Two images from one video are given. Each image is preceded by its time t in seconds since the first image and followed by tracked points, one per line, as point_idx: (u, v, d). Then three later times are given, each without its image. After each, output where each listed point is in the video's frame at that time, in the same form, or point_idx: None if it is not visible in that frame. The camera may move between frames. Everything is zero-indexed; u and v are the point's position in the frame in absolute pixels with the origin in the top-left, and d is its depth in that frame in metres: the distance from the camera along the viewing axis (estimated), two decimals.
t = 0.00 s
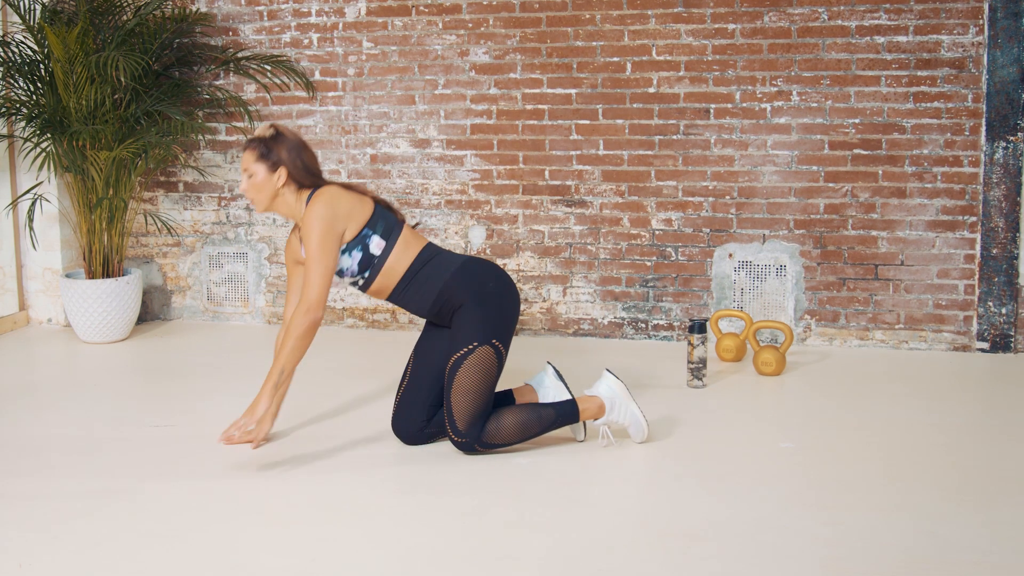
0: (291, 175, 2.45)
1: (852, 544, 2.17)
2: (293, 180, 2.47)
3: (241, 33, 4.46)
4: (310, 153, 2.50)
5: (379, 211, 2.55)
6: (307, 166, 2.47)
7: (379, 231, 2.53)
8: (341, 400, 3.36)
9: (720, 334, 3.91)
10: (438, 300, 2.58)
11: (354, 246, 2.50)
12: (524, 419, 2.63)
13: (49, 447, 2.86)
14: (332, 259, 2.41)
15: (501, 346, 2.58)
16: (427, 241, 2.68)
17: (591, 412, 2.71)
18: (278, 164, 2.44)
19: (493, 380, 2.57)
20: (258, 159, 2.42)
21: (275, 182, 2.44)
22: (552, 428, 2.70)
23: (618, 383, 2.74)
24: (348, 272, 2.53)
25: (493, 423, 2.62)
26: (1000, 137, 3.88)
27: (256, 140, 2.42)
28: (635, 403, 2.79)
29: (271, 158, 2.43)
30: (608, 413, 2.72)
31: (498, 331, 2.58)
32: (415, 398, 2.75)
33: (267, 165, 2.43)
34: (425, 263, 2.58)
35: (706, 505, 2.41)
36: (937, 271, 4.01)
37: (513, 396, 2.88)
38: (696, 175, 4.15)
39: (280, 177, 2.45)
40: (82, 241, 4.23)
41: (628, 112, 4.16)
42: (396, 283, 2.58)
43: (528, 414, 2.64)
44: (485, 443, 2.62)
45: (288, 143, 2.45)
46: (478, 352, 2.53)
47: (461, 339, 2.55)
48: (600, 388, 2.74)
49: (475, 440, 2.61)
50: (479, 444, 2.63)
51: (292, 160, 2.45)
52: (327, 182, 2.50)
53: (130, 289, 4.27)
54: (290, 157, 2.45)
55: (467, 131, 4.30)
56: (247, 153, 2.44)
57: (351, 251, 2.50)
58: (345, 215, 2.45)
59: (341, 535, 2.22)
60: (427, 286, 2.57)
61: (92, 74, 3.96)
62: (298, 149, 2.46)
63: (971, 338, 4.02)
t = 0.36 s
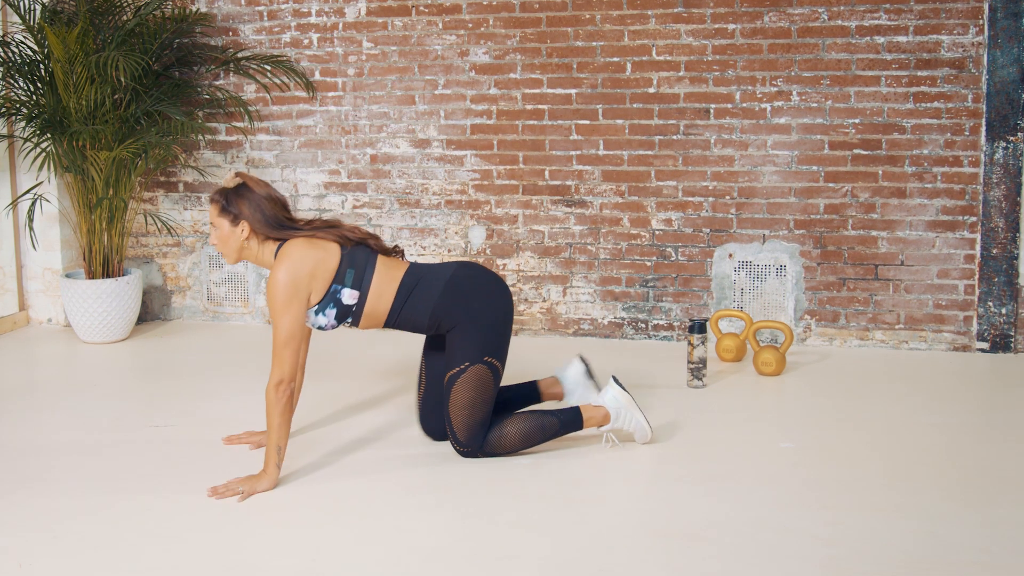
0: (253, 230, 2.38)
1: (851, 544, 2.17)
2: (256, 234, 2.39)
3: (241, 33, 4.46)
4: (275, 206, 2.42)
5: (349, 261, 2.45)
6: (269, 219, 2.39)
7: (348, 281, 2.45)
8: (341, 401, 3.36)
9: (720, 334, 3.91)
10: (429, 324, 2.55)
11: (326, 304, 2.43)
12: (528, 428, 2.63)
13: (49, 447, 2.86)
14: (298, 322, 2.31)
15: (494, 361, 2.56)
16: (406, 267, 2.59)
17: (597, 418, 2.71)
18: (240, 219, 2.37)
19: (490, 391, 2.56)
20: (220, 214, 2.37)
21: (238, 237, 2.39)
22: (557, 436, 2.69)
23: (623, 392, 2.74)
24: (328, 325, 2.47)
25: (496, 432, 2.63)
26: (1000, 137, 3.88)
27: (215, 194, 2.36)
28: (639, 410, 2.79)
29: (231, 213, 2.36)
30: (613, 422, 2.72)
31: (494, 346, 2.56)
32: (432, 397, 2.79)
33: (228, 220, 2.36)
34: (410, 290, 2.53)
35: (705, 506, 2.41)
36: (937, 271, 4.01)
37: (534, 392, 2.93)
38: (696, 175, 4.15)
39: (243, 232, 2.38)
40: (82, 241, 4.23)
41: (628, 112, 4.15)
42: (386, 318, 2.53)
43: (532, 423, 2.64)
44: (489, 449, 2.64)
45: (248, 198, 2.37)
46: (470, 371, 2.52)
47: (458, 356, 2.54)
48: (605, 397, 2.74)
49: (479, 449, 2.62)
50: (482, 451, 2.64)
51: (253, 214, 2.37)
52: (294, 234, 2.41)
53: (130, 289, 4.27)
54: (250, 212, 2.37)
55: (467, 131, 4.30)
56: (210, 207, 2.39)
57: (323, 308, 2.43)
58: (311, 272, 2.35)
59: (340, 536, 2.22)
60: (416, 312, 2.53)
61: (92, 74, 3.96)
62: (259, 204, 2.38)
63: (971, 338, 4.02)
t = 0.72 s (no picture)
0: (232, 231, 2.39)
1: (851, 544, 2.17)
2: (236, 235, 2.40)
3: (242, 33, 4.46)
4: (254, 208, 2.42)
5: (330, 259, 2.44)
6: (247, 219, 2.39)
7: (333, 285, 2.43)
8: (341, 401, 3.37)
9: (720, 334, 3.91)
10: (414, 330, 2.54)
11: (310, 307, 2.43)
12: (531, 430, 2.63)
13: (49, 447, 2.86)
14: (284, 324, 2.31)
15: (485, 367, 2.51)
16: (390, 268, 2.56)
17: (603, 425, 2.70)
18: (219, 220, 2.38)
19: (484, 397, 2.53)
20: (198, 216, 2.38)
21: (218, 238, 2.40)
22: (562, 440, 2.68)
23: (629, 401, 2.71)
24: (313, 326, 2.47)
25: (500, 432, 2.62)
26: (1000, 137, 3.88)
27: (194, 196, 2.38)
28: (643, 414, 2.77)
29: (210, 214, 2.37)
30: (618, 429, 2.71)
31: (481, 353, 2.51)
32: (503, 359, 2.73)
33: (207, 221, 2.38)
34: (393, 298, 2.51)
35: (705, 506, 2.41)
36: (938, 271, 4.01)
37: (655, 352, 2.76)
38: (696, 175, 4.15)
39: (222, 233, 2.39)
40: (82, 241, 4.23)
41: (628, 112, 4.16)
42: (370, 323, 2.53)
43: (537, 426, 2.63)
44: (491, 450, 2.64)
45: (226, 199, 2.38)
46: (458, 378, 2.49)
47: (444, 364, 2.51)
48: (610, 405, 2.71)
49: (479, 448, 2.62)
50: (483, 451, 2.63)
51: (231, 215, 2.38)
52: (274, 234, 2.41)
53: (130, 289, 4.27)
54: (227, 212, 2.38)
55: (467, 131, 4.30)
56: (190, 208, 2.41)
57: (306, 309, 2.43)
58: (295, 273, 2.35)
59: (340, 536, 2.22)
60: (401, 319, 2.52)
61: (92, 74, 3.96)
62: (236, 204, 2.39)
63: (971, 338, 4.02)
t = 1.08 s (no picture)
0: (222, 236, 2.41)
1: (851, 544, 2.17)
2: (226, 241, 2.42)
3: (242, 33, 4.46)
4: (242, 211, 2.43)
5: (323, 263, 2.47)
6: (236, 224, 2.41)
7: (330, 292, 2.47)
8: (342, 401, 3.37)
9: (721, 334, 3.91)
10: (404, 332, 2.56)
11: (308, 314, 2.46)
12: (530, 430, 2.62)
13: (50, 447, 2.87)
14: (290, 322, 2.31)
15: (476, 366, 2.48)
16: (380, 273, 2.60)
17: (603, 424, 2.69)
18: (208, 227, 2.40)
19: (479, 396, 2.50)
20: (188, 223, 2.40)
21: (210, 244, 2.42)
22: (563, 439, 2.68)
23: (631, 403, 2.70)
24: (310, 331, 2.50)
25: (500, 431, 2.62)
26: (1002, 137, 3.88)
27: (182, 204, 2.40)
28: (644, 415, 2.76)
29: (199, 221, 2.40)
30: (619, 429, 2.71)
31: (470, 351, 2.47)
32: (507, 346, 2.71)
33: (197, 228, 2.40)
34: (382, 300, 2.54)
35: (705, 506, 2.41)
36: (939, 271, 4.01)
37: (677, 374, 2.76)
38: (697, 175, 4.15)
39: (213, 239, 2.42)
40: (83, 241, 4.23)
41: (629, 112, 4.15)
42: (363, 329, 2.56)
43: (537, 426, 2.62)
44: (489, 450, 2.63)
45: (213, 205, 2.40)
46: (449, 378, 2.46)
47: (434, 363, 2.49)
48: (610, 405, 2.71)
49: (478, 447, 2.61)
50: (482, 450, 2.63)
51: (219, 220, 2.40)
52: (264, 237, 2.42)
53: (131, 290, 4.27)
54: (216, 218, 2.40)
55: (468, 132, 4.30)
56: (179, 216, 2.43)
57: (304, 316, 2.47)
58: (296, 274, 2.38)
59: (341, 536, 2.22)
60: (390, 322, 2.54)
61: (93, 74, 3.95)
62: (224, 209, 2.41)
63: (972, 339, 4.02)
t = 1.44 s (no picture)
0: (219, 237, 2.41)
1: (852, 544, 2.17)
2: (224, 241, 2.42)
3: (243, 33, 4.45)
4: (238, 211, 2.43)
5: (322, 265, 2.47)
6: (234, 224, 2.40)
7: (329, 295, 2.48)
8: (343, 401, 3.37)
9: (722, 334, 3.91)
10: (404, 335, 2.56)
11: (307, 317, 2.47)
12: (530, 429, 2.62)
13: (50, 448, 2.86)
14: (291, 323, 2.32)
15: (476, 362, 2.47)
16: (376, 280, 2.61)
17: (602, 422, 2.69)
18: (206, 227, 2.40)
19: (479, 395, 2.50)
20: (185, 224, 2.40)
21: (207, 245, 2.42)
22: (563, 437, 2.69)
23: (630, 399, 2.71)
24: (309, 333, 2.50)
25: (500, 431, 2.62)
26: (1003, 137, 3.88)
27: (179, 205, 2.39)
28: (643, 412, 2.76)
29: (196, 222, 2.39)
30: (618, 426, 2.71)
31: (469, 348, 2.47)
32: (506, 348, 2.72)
33: (194, 229, 2.40)
34: (380, 302, 2.55)
35: (706, 506, 2.41)
36: (940, 271, 4.01)
37: (676, 373, 2.78)
38: (698, 176, 4.15)
39: (210, 239, 2.42)
40: (84, 242, 4.24)
41: (630, 112, 4.15)
42: (363, 332, 2.56)
43: (537, 425, 2.62)
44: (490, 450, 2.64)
45: (210, 205, 2.40)
46: (449, 377, 2.46)
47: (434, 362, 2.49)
48: (610, 401, 2.71)
49: (479, 447, 2.61)
50: (483, 450, 2.63)
51: (216, 221, 2.40)
52: (261, 237, 2.42)
53: (132, 289, 4.27)
54: (213, 218, 2.40)
55: (469, 132, 4.30)
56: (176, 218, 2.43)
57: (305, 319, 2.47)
58: (297, 274, 2.38)
59: (341, 536, 2.22)
60: (389, 323, 2.55)
61: (94, 74, 3.95)
62: (221, 209, 2.41)
63: (973, 339, 4.02)
